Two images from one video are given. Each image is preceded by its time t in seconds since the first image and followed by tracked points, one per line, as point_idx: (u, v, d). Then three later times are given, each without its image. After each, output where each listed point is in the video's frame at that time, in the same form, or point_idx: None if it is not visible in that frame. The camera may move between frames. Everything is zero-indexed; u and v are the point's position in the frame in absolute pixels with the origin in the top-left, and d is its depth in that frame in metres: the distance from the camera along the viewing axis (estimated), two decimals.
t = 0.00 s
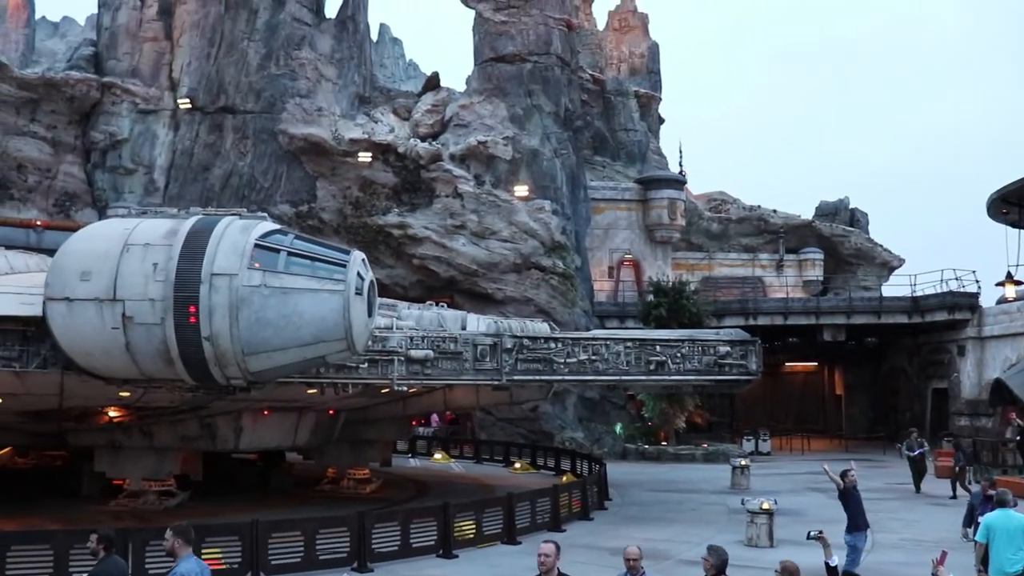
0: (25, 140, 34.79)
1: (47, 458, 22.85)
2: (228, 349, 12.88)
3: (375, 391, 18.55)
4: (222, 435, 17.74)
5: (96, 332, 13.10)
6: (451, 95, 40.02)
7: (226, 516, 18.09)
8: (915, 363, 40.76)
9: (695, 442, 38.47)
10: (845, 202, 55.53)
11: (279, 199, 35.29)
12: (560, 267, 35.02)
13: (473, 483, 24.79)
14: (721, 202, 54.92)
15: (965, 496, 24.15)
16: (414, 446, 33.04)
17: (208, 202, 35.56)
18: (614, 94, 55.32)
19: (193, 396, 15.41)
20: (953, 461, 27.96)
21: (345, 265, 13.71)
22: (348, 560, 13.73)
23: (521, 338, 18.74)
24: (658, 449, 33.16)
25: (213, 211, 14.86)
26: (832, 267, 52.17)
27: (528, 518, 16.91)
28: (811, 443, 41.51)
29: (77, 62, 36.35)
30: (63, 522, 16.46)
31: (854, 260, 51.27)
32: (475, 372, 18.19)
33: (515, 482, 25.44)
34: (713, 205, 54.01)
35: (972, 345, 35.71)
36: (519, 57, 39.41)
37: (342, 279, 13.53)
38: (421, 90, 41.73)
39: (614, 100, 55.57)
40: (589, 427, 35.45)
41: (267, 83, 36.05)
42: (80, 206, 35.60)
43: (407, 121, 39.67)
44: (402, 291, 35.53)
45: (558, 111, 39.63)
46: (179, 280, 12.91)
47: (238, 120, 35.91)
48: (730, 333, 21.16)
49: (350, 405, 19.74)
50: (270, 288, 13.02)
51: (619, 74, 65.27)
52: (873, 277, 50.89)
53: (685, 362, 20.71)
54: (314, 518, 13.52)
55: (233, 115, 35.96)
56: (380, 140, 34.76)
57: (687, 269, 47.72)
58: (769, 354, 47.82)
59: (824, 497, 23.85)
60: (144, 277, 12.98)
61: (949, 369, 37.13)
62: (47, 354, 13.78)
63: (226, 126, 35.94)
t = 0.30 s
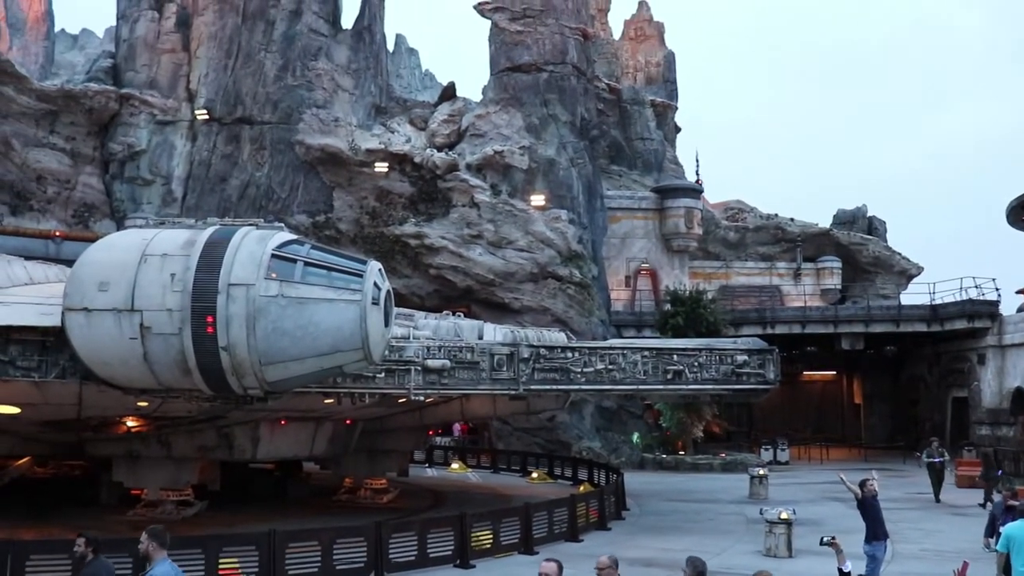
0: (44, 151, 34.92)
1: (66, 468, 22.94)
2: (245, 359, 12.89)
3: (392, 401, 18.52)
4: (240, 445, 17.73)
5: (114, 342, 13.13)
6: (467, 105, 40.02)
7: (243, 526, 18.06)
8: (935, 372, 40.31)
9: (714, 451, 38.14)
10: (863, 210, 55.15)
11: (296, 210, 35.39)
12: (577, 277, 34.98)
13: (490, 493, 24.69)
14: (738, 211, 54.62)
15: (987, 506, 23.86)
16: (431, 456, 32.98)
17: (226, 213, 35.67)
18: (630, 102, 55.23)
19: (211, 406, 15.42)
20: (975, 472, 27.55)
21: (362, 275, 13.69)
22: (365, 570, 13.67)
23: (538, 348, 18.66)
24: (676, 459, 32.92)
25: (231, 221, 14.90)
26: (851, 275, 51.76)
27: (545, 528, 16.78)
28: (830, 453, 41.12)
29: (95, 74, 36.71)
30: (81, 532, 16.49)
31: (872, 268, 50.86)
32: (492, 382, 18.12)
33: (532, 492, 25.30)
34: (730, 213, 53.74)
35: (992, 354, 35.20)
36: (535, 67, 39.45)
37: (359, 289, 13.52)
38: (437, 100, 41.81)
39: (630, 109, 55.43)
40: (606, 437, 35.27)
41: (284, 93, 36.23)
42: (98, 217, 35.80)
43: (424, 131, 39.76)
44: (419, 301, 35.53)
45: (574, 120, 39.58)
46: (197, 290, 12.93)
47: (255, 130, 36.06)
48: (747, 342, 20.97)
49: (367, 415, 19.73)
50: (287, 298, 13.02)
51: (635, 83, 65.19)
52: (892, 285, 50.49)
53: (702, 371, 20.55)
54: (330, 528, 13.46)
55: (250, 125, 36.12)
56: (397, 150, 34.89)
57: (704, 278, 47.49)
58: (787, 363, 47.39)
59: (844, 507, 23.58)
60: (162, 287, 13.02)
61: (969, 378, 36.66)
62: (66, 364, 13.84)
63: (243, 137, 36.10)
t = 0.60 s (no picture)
0: (61, 163, 35.18)
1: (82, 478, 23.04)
2: (260, 369, 12.90)
3: (407, 411, 18.50)
4: (255, 454, 17.72)
5: (130, 353, 13.16)
6: (482, 115, 40.10)
7: (257, 536, 18.03)
8: (952, 381, 39.90)
9: (730, 461, 37.86)
10: (879, 218, 54.77)
11: (311, 220, 35.48)
12: (592, 286, 34.90)
13: (505, 503, 24.61)
14: (753, 219, 54.36)
15: (1006, 516, 23.54)
16: (446, 466, 32.91)
17: (241, 223, 35.80)
18: (644, 112, 55.12)
19: (226, 416, 15.44)
20: (994, 481, 27.19)
21: (377, 285, 13.69)
22: None
23: (553, 357, 18.59)
24: (692, 469, 32.68)
25: (246, 232, 14.94)
26: (867, 284, 51.39)
27: (561, 538, 16.67)
28: (847, 462, 40.77)
29: (112, 86, 37.03)
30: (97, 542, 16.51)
31: (888, 276, 50.48)
32: (507, 392, 18.06)
33: (547, 502, 25.20)
34: (745, 222, 53.47)
35: (1010, 362, 34.75)
36: (549, 76, 39.49)
37: (373, 299, 13.51)
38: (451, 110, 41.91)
39: (644, 118, 55.33)
40: (621, 447, 35.11)
41: (298, 104, 36.40)
42: (114, 228, 36.05)
43: (438, 141, 39.83)
44: (433, 311, 35.52)
45: (589, 129, 39.53)
46: (211, 301, 12.96)
47: (270, 141, 36.22)
48: (763, 351, 20.79)
49: (382, 425, 19.70)
50: (302, 308, 13.03)
51: (649, 92, 65.15)
52: (908, 294, 50.10)
53: (718, 380, 20.38)
54: (345, 538, 13.43)
55: (265, 136, 36.30)
56: (412, 160, 35.00)
57: (720, 287, 47.25)
58: (803, 372, 47.01)
59: (862, 517, 23.32)
60: (177, 298, 13.06)
61: (987, 387, 36.22)
62: (82, 375, 13.86)
63: (258, 148, 36.25)
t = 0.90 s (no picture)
0: (80, 178, 35.41)
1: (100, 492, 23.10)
2: (277, 384, 12.90)
3: (424, 425, 18.44)
4: (272, 469, 17.70)
5: (147, 367, 13.20)
6: (498, 129, 40.23)
7: (274, 551, 17.98)
8: (973, 396, 39.41)
9: (749, 476, 37.52)
10: (897, 231, 54.37)
11: (328, 235, 35.59)
12: (609, 300, 34.85)
13: (522, 518, 24.47)
14: (771, 232, 54.05)
15: None
16: (463, 481, 32.78)
17: (258, 238, 35.90)
18: (661, 125, 55.01)
19: (243, 430, 15.44)
20: (1016, 497, 26.76)
21: (394, 299, 13.67)
22: None
23: (570, 372, 18.48)
24: (710, 483, 32.38)
25: (263, 246, 14.98)
26: (886, 297, 50.97)
27: (578, 554, 16.55)
28: (867, 477, 40.31)
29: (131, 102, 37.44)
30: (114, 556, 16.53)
31: (907, 290, 50.06)
32: (524, 407, 17.98)
33: (564, 516, 25.03)
34: (762, 235, 53.17)
35: None
36: (565, 91, 39.55)
37: (390, 313, 13.48)
38: (468, 125, 42.05)
39: (661, 131, 55.22)
40: (639, 462, 34.90)
41: (315, 119, 36.60)
42: (132, 243, 36.27)
43: (455, 156, 39.95)
44: (450, 325, 35.50)
45: (605, 143, 39.52)
46: (229, 315, 12.99)
47: (287, 156, 36.41)
48: (781, 365, 20.55)
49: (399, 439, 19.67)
50: (318, 323, 13.03)
51: (666, 106, 65.16)
52: (927, 307, 49.64)
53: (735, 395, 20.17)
54: (362, 553, 13.40)
55: (282, 151, 36.50)
56: (429, 175, 35.10)
57: (737, 301, 46.99)
58: (822, 386, 46.59)
59: (883, 533, 22.99)
60: (195, 313, 13.09)
61: (1008, 401, 35.69)
62: (100, 389, 13.90)
63: (275, 163, 36.46)
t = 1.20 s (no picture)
0: (100, 191, 35.68)
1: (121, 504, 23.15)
2: (296, 395, 12.91)
3: (443, 436, 18.41)
4: (291, 479, 17.70)
5: (167, 379, 13.24)
6: (516, 139, 40.31)
7: (293, 562, 17.96)
8: (996, 405, 38.95)
9: (769, 486, 37.20)
10: (918, 238, 53.90)
11: (347, 246, 35.70)
12: (628, 309, 34.77)
13: (542, 528, 24.36)
14: (790, 241, 53.69)
15: None
16: (482, 491, 32.69)
17: (277, 249, 36.02)
18: (679, 134, 54.80)
19: (262, 441, 15.45)
20: None
21: (412, 310, 13.66)
22: None
23: (589, 382, 18.40)
24: (731, 493, 32.13)
25: (282, 258, 15.02)
26: (907, 305, 50.52)
27: (598, 564, 16.41)
28: (889, 486, 39.87)
29: (151, 115, 37.84)
30: (134, 567, 16.55)
31: (929, 298, 49.59)
32: (543, 417, 17.90)
33: (584, 527, 24.87)
34: (782, 244, 52.80)
35: None
36: (582, 100, 39.56)
37: (409, 323, 13.48)
38: (486, 135, 42.12)
39: (679, 140, 55.03)
40: (659, 472, 34.67)
41: (334, 130, 36.79)
42: (152, 255, 36.48)
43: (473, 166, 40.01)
44: (469, 335, 35.48)
45: (623, 152, 39.47)
46: (248, 326, 13.02)
47: (306, 168, 36.60)
48: (801, 374, 20.40)
49: (418, 449, 19.63)
50: (338, 333, 13.05)
51: (683, 115, 65.07)
52: (949, 315, 49.16)
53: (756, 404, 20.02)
54: (380, 563, 13.33)
55: (301, 163, 36.69)
56: (447, 185, 35.21)
57: (757, 310, 46.68)
58: (842, 395, 46.17)
59: (906, 543, 22.68)
60: (214, 324, 13.14)
61: None
62: (121, 401, 13.99)
63: (294, 174, 36.65)
